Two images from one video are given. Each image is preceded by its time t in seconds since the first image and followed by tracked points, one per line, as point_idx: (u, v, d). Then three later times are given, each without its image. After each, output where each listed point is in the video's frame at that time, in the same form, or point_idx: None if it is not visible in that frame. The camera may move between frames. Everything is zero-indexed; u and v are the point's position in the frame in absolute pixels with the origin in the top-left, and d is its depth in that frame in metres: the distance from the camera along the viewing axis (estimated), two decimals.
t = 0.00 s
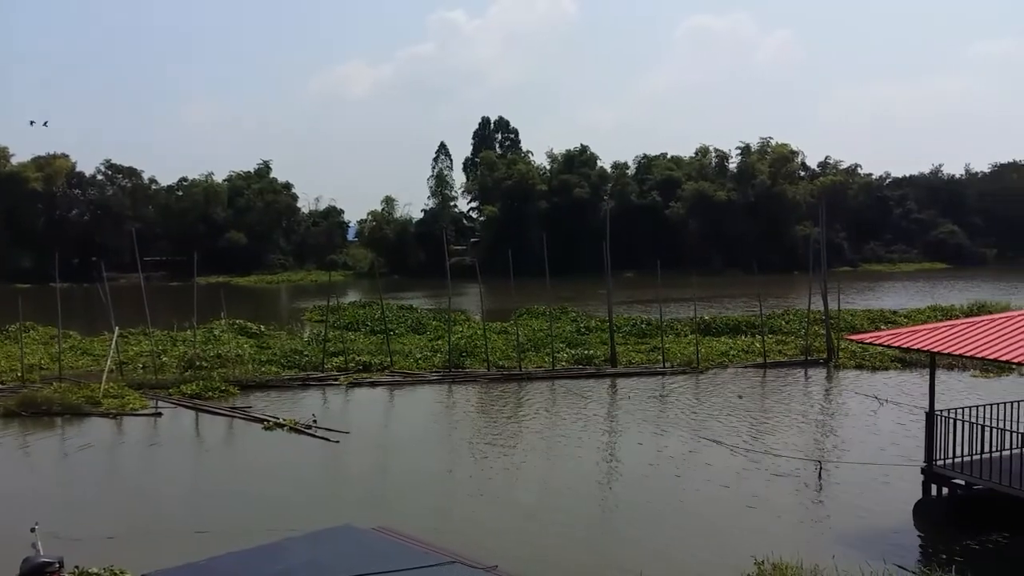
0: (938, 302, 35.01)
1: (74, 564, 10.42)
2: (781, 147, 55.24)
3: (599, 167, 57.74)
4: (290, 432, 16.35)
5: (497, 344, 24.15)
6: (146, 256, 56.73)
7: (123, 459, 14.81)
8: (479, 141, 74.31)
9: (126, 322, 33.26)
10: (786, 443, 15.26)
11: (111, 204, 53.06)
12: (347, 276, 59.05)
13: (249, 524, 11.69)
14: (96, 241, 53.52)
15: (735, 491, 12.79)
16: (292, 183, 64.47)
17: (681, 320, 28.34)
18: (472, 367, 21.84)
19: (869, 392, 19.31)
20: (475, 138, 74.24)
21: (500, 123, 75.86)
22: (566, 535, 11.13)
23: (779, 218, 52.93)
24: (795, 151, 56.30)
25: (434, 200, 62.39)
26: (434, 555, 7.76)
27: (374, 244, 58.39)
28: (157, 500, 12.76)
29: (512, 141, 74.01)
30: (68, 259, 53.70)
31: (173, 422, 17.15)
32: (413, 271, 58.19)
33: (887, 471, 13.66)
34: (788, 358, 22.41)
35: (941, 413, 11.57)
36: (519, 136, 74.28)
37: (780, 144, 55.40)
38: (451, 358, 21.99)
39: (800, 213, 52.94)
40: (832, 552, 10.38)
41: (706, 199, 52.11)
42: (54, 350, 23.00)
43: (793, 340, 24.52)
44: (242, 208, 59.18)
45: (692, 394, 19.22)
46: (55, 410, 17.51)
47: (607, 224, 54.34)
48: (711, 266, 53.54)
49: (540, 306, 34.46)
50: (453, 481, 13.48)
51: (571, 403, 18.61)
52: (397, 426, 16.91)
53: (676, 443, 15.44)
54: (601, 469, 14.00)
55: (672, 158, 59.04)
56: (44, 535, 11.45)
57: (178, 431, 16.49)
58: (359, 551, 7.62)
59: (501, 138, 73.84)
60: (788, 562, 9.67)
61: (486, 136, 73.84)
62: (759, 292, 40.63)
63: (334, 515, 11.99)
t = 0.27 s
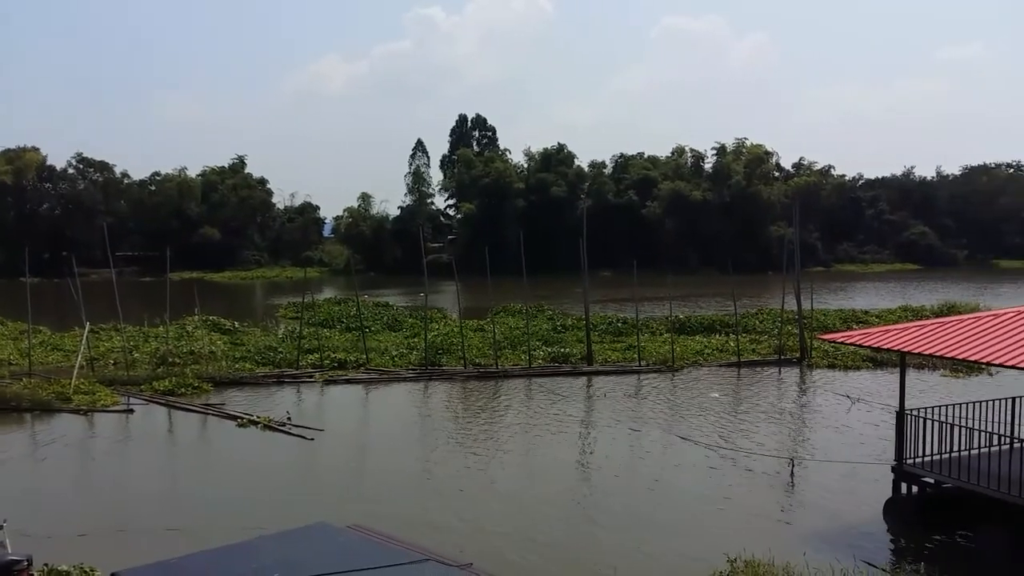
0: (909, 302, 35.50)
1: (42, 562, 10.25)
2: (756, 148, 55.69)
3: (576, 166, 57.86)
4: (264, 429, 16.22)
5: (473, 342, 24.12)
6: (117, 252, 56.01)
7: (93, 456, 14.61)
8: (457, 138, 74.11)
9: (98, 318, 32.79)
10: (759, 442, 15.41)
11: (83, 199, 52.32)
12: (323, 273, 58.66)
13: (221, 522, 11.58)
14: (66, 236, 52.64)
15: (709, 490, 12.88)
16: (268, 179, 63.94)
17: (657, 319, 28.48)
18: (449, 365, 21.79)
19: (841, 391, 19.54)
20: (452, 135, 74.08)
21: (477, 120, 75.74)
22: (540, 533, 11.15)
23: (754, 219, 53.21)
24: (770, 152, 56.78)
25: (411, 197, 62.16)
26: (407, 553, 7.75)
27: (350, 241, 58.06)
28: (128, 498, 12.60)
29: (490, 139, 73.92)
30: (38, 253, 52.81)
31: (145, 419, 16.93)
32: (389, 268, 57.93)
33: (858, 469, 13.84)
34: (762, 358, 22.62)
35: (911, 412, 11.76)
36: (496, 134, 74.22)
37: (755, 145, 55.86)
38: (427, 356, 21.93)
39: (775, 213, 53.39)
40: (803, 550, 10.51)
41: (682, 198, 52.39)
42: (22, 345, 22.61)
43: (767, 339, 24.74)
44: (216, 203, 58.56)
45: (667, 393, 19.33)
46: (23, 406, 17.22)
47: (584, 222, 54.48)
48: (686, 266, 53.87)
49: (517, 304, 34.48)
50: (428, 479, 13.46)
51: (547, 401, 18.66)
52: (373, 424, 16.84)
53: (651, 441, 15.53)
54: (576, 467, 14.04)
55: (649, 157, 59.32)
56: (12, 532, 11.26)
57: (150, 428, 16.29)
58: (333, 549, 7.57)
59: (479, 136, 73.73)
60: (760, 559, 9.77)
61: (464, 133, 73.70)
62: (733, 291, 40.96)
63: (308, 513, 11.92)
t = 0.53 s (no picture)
0: (892, 306, 35.79)
1: (21, 565, 10.14)
2: (742, 152, 55.93)
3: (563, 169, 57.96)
4: (247, 431, 16.13)
5: (458, 344, 24.11)
6: (100, 253, 55.56)
7: (74, 458, 14.47)
8: (444, 140, 74.06)
9: (80, 319, 32.51)
10: (741, 444, 15.49)
11: (67, 199, 51.76)
12: (308, 275, 58.43)
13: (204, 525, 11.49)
14: (50, 236, 52.22)
15: (691, 491, 12.93)
16: (253, 180, 63.67)
17: (642, 322, 28.55)
18: (433, 366, 21.77)
19: (824, 394, 19.66)
20: (439, 138, 74.06)
21: (464, 122, 75.72)
22: (524, 535, 11.13)
23: (740, 222, 53.44)
24: (756, 156, 57.06)
25: (398, 199, 62.06)
26: (389, 556, 7.74)
27: (336, 242, 57.90)
28: (109, 500, 12.48)
29: (477, 141, 73.93)
30: (20, 254, 52.28)
31: (127, 421, 16.80)
32: (376, 270, 57.79)
33: (839, 471, 13.94)
34: (745, 360, 22.73)
35: (892, 415, 11.87)
36: (483, 137, 74.25)
37: (741, 149, 56.11)
38: (412, 358, 21.89)
39: (760, 217, 53.62)
40: (785, 551, 10.55)
41: (668, 201, 52.66)
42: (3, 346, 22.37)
43: (750, 342, 24.87)
44: (201, 204, 58.20)
45: (651, 395, 19.39)
46: (3, 408, 17.04)
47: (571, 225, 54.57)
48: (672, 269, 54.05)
49: (502, 306, 34.49)
50: (412, 480, 13.43)
51: (532, 403, 18.68)
52: (357, 426, 16.82)
53: (636, 443, 15.58)
54: (561, 468, 14.05)
55: (635, 161, 59.53)
56: None
57: (132, 430, 16.17)
58: (316, 552, 7.55)
59: (466, 138, 73.73)
60: (742, 561, 9.79)
61: (451, 136, 73.69)
62: (719, 295, 41.15)
63: (292, 515, 11.85)
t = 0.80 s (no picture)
0: (863, 306, 36.25)
1: None
2: (715, 154, 56.13)
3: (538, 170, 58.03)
4: (219, 436, 15.97)
5: (433, 346, 24.05)
6: (69, 256, 54.84)
7: (42, 465, 14.22)
8: (418, 142, 73.90)
9: (48, 324, 32.00)
10: (716, 444, 15.62)
11: (34, 200, 51.74)
12: (281, 277, 57.95)
13: (176, 531, 11.35)
14: (17, 239, 51.47)
15: (667, 492, 13.00)
16: (225, 182, 63.12)
17: (617, 323, 28.67)
18: (408, 369, 21.68)
19: (797, 393, 19.88)
20: (413, 140, 73.87)
21: (439, 124, 75.59)
22: (500, 537, 11.13)
23: (713, 223, 53.84)
24: (728, 159, 57.47)
25: (372, 201, 61.80)
26: (363, 561, 7.71)
27: (310, 245, 57.53)
28: (78, 508, 12.28)
29: (452, 143, 73.80)
30: None
31: (97, 427, 16.55)
32: (350, 272, 57.47)
33: (811, 470, 14.08)
34: (719, 361, 22.91)
35: (863, 413, 12.04)
36: (458, 138, 74.16)
37: (714, 151, 56.34)
38: (387, 361, 21.79)
39: (732, 219, 54.05)
40: (758, 550, 10.66)
41: (642, 203, 53.12)
42: None
43: (724, 343, 25.07)
44: (172, 206, 57.52)
45: (627, 396, 19.47)
46: None
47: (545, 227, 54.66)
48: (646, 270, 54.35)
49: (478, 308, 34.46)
50: (389, 484, 13.36)
51: (507, 406, 18.68)
52: (331, 429, 16.71)
53: (612, 444, 15.65)
54: (537, 470, 14.08)
55: (609, 163, 59.79)
56: None
57: (101, 436, 15.93)
58: (289, 559, 7.51)
59: (440, 140, 73.58)
60: (716, 560, 9.88)
61: (426, 138, 73.52)
62: (692, 296, 41.43)
63: (266, 520, 11.75)
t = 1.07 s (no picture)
0: (830, 307, 36.71)
1: None
2: (686, 157, 56.56)
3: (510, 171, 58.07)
4: (186, 437, 15.75)
5: (404, 347, 23.94)
6: (34, 254, 54.98)
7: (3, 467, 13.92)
8: (391, 141, 73.60)
9: (10, 322, 31.35)
10: (685, 444, 15.73)
11: None
12: (251, 276, 57.33)
13: (141, 534, 11.18)
14: None
15: (637, 491, 13.08)
16: (194, 180, 62.33)
17: (588, 323, 28.76)
18: (379, 370, 21.56)
19: (765, 393, 20.10)
20: (386, 139, 73.54)
21: (412, 124, 75.32)
22: (470, 538, 11.13)
23: (684, 225, 54.25)
24: (699, 161, 57.95)
25: (343, 200, 61.38)
26: (332, 562, 7.66)
27: (280, 244, 57.02)
28: (40, 510, 12.04)
29: (424, 143, 73.58)
30: None
31: (60, 428, 16.24)
32: (320, 271, 57.04)
33: (779, 469, 14.24)
34: (689, 361, 23.09)
35: (829, 413, 12.21)
36: (431, 138, 73.96)
37: (685, 153, 56.77)
38: (357, 361, 21.66)
39: (703, 220, 54.47)
40: (726, 549, 10.75)
41: (614, 203, 53.23)
42: None
43: (694, 343, 25.28)
44: (140, 204, 56.66)
45: (597, 396, 19.53)
46: None
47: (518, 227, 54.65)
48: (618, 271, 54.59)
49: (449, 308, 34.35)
50: (358, 485, 13.28)
51: (478, 406, 18.65)
52: (300, 430, 16.56)
53: (582, 444, 15.70)
54: (508, 470, 14.08)
55: (582, 164, 59.99)
56: None
57: (64, 437, 15.63)
58: (256, 561, 7.44)
59: (413, 139, 73.33)
60: (685, 560, 9.95)
61: (398, 137, 73.22)
62: (663, 297, 41.69)
63: (234, 522, 11.62)
